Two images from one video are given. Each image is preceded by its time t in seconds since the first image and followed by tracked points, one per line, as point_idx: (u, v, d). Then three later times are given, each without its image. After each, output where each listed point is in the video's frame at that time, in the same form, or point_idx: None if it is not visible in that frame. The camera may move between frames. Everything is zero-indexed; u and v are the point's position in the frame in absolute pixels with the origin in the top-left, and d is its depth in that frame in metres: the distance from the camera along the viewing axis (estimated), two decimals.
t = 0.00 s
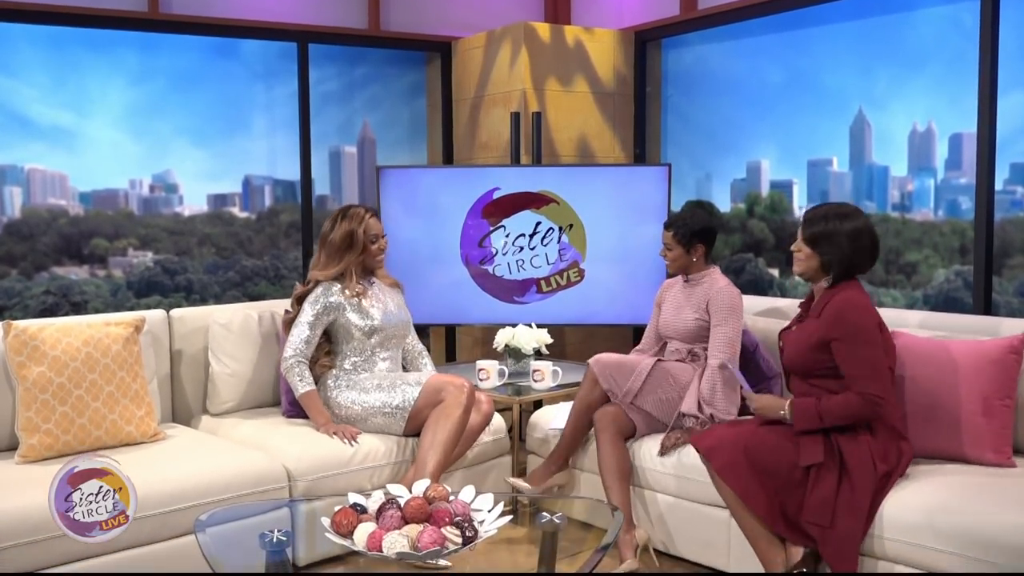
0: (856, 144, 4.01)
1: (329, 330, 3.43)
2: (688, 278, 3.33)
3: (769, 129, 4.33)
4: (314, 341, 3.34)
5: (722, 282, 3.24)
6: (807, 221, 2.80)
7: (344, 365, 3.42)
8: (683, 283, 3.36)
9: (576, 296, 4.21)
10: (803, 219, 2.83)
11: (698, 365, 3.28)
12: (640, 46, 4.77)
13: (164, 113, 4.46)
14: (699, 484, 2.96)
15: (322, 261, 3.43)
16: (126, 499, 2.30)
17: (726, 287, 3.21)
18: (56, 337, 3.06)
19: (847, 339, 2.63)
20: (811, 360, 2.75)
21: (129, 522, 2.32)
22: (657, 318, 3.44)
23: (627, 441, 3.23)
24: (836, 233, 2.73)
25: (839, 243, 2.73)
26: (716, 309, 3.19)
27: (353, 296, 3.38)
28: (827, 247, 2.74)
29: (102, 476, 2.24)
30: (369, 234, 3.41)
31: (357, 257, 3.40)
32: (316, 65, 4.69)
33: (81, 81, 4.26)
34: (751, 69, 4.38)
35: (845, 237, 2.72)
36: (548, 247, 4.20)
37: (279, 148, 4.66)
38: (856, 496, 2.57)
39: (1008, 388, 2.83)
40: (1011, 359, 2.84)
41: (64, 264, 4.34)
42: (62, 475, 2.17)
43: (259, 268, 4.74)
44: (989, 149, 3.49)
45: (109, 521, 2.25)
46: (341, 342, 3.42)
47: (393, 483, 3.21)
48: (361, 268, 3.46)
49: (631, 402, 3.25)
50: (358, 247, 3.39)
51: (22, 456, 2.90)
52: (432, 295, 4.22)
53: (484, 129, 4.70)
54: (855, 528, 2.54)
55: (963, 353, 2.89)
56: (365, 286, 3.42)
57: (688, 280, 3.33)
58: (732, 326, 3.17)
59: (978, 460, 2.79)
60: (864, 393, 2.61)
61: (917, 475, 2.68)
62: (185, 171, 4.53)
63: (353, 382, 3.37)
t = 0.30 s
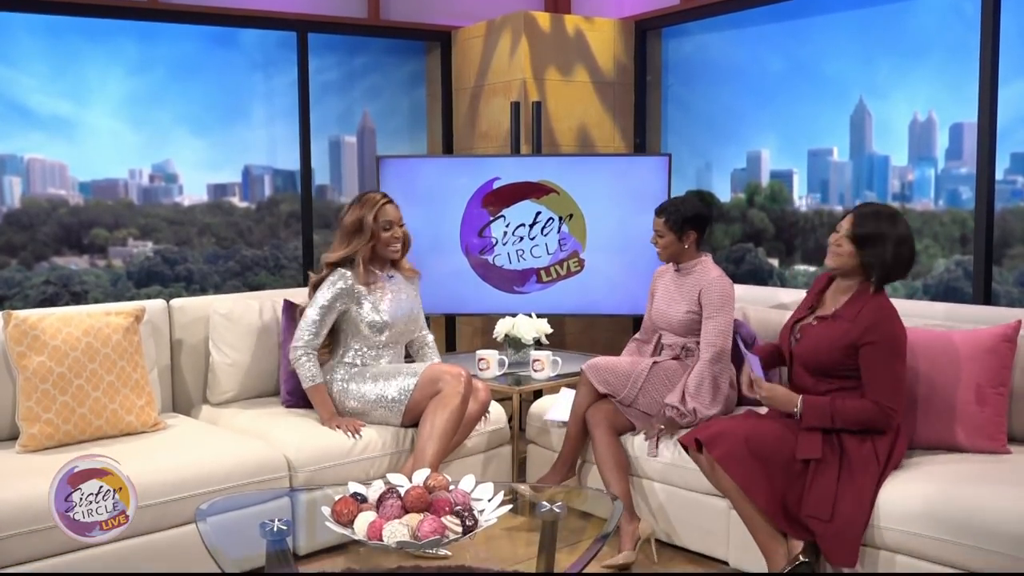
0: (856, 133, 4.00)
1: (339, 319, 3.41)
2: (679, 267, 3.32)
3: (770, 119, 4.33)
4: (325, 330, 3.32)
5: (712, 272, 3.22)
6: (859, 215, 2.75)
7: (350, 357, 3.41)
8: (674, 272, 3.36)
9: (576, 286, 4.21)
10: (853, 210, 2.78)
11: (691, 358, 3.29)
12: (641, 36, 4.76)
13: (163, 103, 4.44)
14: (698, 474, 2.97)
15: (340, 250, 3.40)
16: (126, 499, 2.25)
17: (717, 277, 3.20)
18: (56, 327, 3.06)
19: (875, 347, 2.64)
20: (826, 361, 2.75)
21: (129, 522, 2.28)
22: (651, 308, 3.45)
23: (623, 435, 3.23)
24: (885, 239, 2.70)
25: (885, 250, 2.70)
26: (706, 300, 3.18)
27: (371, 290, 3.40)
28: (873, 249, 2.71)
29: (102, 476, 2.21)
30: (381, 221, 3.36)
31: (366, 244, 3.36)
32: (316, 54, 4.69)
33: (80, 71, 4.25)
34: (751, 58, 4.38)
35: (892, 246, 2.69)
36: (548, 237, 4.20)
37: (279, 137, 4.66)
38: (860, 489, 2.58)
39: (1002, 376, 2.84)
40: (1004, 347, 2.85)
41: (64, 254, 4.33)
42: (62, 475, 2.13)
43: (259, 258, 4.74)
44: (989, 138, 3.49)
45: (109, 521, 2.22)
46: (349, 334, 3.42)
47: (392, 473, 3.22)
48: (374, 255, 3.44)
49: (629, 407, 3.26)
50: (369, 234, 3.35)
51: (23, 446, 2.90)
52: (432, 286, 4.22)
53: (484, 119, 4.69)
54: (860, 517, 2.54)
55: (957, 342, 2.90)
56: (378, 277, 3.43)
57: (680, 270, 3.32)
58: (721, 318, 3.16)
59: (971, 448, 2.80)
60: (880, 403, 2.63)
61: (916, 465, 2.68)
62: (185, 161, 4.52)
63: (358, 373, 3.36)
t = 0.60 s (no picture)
0: (857, 121, 4.00)
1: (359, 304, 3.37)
2: (676, 258, 3.31)
3: (771, 107, 4.32)
4: (347, 312, 3.29)
5: (711, 264, 3.21)
6: (878, 201, 2.79)
7: (360, 342, 3.39)
8: (670, 262, 3.35)
9: (576, 274, 4.21)
10: (870, 195, 2.82)
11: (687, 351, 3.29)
12: (641, 24, 4.75)
13: (162, 92, 4.43)
14: (698, 463, 2.97)
15: (378, 232, 3.34)
16: (126, 499, 2.23)
17: (716, 269, 3.19)
18: (57, 315, 3.06)
19: (880, 315, 2.65)
20: (832, 331, 2.75)
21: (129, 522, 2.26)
22: (647, 298, 3.43)
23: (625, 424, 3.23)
24: (903, 226, 2.77)
25: (902, 237, 2.77)
26: (707, 294, 3.16)
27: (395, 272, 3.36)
28: (895, 233, 2.77)
29: (102, 476, 2.19)
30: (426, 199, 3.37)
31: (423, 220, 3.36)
32: (315, 42, 4.68)
33: (79, 59, 4.24)
34: (752, 47, 4.37)
35: (908, 234, 2.77)
36: (548, 225, 4.20)
37: (278, 125, 4.66)
38: (861, 468, 2.60)
39: (1001, 365, 2.84)
40: (1004, 336, 2.85)
41: (64, 242, 4.32)
42: (62, 475, 2.12)
43: (259, 247, 4.74)
44: (990, 127, 3.49)
45: (109, 522, 2.19)
46: (361, 318, 3.40)
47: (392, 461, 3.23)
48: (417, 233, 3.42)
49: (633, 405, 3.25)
50: (423, 211, 3.35)
51: (24, 434, 2.90)
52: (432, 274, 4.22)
53: (484, 107, 4.68)
54: (863, 498, 2.55)
55: (956, 331, 2.91)
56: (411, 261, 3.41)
57: (677, 261, 3.31)
58: (724, 312, 3.15)
59: (967, 437, 2.80)
60: (887, 369, 2.63)
61: (915, 453, 2.69)
62: (185, 150, 4.51)
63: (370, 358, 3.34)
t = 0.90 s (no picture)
0: (857, 110, 4.00)
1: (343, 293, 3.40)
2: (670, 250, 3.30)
3: (771, 96, 4.32)
4: (330, 304, 3.34)
5: (707, 255, 3.20)
6: (857, 187, 2.79)
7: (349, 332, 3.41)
8: (665, 254, 3.33)
9: (575, 263, 4.21)
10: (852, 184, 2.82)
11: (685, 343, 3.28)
12: (641, 12, 4.74)
13: (161, 81, 4.42)
14: (696, 451, 2.98)
15: (367, 225, 3.39)
16: (125, 498, 2.32)
17: (713, 259, 3.19)
18: (57, 304, 3.06)
19: (878, 305, 2.65)
20: (829, 323, 2.75)
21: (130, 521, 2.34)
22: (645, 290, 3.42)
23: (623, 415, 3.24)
24: (886, 210, 2.74)
25: (886, 220, 2.74)
26: (702, 284, 3.17)
27: (379, 264, 3.40)
28: (879, 218, 2.74)
29: (102, 476, 2.26)
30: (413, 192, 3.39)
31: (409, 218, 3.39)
32: (314, 30, 4.68)
33: (79, 48, 4.21)
34: (752, 36, 4.37)
35: (892, 215, 2.74)
36: (548, 214, 4.20)
37: (278, 114, 4.67)
38: (860, 456, 2.60)
39: (997, 353, 2.84)
40: (1001, 325, 2.85)
41: (64, 231, 4.30)
42: (62, 475, 2.20)
43: (260, 235, 4.74)
44: (992, 115, 3.48)
45: (109, 521, 2.27)
46: (349, 309, 3.41)
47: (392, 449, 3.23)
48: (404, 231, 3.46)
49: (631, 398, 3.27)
50: (409, 208, 3.38)
51: (24, 422, 2.90)
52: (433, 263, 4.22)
53: (484, 95, 4.67)
54: (863, 484, 2.55)
55: (952, 320, 2.91)
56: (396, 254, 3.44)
57: (671, 254, 3.31)
58: (719, 302, 3.16)
59: (962, 425, 2.81)
60: (886, 357, 2.63)
61: (914, 441, 2.70)
62: (185, 139, 4.50)
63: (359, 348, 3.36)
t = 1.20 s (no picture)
0: (858, 98, 4.00)
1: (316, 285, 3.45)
2: (673, 236, 3.31)
3: (771, 85, 4.31)
4: (300, 291, 3.37)
5: (708, 242, 3.21)
6: (844, 172, 2.78)
7: (331, 323, 3.44)
8: (666, 243, 3.35)
9: (576, 252, 4.21)
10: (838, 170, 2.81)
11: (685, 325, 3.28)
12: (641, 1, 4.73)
13: (161, 70, 4.40)
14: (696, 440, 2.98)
15: (330, 217, 3.42)
16: (126, 499, 2.32)
17: (714, 246, 3.18)
18: (57, 293, 3.06)
19: (872, 294, 2.64)
20: (823, 312, 2.75)
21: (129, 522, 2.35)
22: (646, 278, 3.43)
23: (621, 407, 3.24)
24: (872, 193, 2.73)
25: (872, 203, 2.73)
26: (701, 270, 3.16)
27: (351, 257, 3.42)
28: (863, 202, 2.74)
29: (102, 476, 2.27)
30: (378, 191, 3.46)
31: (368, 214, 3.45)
32: (314, 19, 4.70)
33: (78, 36, 4.19)
34: (753, 24, 4.36)
35: (878, 199, 2.73)
36: (548, 203, 4.20)
37: (277, 104, 4.67)
38: (855, 452, 2.60)
39: (999, 343, 2.84)
40: (1003, 315, 2.85)
41: (64, 220, 4.28)
42: (62, 476, 2.20)
43: (259, 225, 4.77)
44: (993, 105, 3.48)
45: (109, 522, 2.28)
46: (329, 302, 3.45)
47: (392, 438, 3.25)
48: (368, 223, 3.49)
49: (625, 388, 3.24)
50: (370, 204, 3.43)
51: (25, 411, 2.91)
52: (434, 253, 4.22)
53: (484, 85, 4.66)
54: (858, 482, 2.56)
55: (954, 309, 2.91)
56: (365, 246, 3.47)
57: (673, 241, 3.32)
58: (718, 289, 3.15)
59: (963, 414, 2.82)
60: (879, 346, 2.62)
61: (913, 430, 2.70)
62: (184, 128, 4.49)
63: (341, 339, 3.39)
